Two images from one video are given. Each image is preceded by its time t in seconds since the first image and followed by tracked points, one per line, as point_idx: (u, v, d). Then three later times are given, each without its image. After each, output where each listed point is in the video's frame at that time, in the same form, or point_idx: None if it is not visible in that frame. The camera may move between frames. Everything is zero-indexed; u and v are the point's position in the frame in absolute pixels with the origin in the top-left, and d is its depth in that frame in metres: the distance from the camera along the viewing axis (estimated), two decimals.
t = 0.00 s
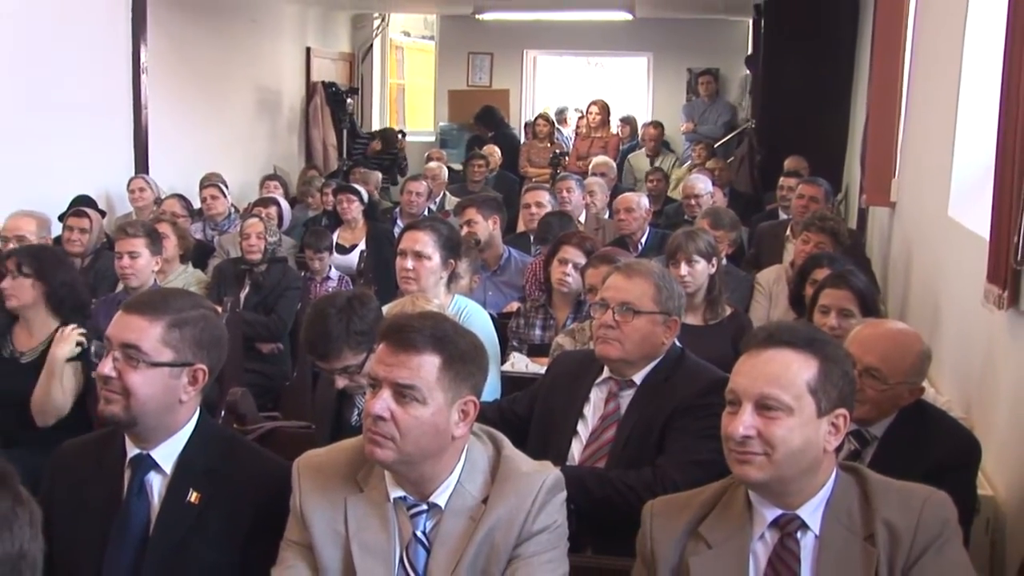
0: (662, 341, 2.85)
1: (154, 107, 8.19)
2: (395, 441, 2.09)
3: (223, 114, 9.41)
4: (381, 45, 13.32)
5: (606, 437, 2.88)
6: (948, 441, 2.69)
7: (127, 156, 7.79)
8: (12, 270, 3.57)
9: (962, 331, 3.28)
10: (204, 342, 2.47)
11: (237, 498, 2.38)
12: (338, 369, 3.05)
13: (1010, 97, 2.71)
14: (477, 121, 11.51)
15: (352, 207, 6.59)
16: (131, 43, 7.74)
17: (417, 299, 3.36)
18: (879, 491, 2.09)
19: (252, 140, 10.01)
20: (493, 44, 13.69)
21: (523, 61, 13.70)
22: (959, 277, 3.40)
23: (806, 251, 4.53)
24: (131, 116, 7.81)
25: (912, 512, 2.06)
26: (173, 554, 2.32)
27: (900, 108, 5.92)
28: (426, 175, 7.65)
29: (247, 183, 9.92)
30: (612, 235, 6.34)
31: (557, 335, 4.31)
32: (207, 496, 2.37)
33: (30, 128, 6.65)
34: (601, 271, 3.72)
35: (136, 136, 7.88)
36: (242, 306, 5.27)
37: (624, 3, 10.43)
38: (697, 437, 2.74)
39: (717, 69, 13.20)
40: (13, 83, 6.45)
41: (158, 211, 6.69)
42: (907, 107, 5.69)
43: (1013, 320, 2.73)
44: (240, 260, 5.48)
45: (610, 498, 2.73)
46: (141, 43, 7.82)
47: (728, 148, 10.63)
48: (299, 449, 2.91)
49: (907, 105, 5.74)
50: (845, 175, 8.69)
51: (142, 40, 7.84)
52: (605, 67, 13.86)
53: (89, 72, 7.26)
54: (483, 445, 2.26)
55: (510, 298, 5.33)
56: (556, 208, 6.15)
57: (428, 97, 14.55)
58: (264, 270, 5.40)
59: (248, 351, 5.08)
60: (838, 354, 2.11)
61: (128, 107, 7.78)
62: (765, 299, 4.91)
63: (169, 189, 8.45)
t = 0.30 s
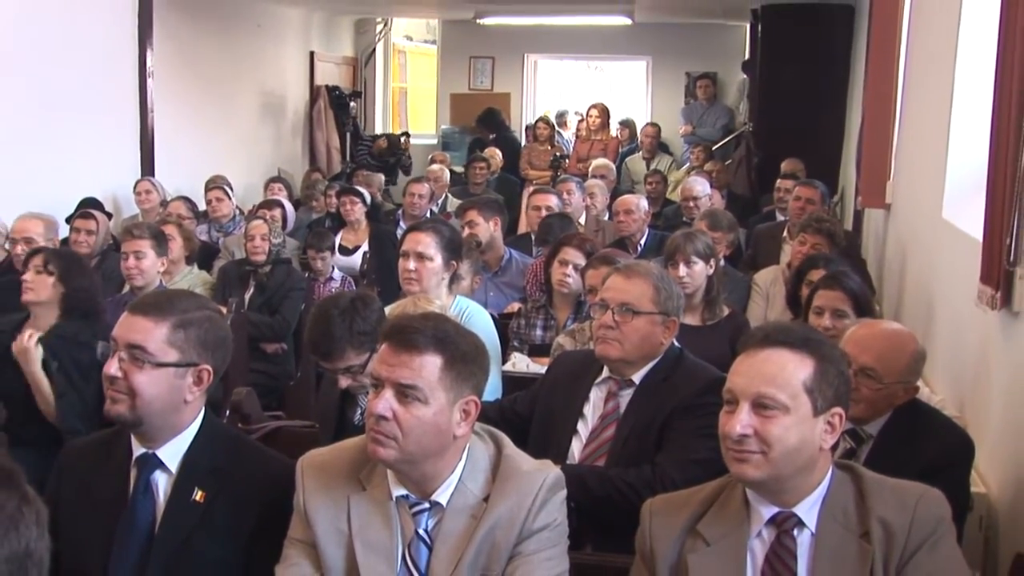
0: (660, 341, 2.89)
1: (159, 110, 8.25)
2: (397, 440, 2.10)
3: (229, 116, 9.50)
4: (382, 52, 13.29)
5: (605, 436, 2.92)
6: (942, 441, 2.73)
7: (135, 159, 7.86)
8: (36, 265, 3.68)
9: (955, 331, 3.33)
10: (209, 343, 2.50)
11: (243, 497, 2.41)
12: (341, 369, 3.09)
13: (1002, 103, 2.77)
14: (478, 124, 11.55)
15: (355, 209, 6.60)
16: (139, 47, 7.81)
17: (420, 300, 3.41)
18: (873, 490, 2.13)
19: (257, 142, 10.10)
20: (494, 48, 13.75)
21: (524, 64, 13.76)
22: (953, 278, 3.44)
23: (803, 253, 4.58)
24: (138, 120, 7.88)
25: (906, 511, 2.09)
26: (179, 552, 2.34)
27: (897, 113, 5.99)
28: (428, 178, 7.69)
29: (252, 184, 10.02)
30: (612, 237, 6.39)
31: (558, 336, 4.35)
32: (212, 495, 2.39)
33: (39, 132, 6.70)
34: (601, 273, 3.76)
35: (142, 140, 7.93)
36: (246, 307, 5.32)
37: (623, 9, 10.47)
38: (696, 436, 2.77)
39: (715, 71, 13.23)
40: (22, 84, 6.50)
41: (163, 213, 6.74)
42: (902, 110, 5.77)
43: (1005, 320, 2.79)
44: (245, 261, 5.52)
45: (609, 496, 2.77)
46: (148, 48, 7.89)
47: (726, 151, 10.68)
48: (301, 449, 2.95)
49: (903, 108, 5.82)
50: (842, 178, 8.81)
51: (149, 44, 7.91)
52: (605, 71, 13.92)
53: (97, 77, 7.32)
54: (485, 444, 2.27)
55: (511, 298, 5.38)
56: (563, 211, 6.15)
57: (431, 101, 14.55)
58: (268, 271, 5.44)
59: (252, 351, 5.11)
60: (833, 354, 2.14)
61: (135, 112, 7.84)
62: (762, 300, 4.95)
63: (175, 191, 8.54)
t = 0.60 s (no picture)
0: (656, 339, 2.92)
1: (163, 112, 8.45)
2: (396, 437, 2.13)
3: (231, 117, 9.68)
4: (382, 54, 13.31)
5: (602, 433, 2.96)
6: (933, 438, 2.78)
7: (137, 160, 8.06)
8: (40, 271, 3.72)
9: (948, 330, 3.37)
10: (212, 341, 2.51)
11: (246, 492, 2.42)
12: (343, 366, 3.13)
13: (993, 107, 2.81)
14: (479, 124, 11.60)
15: (355, 209, 6.63)
16: (142, 49, 8.01)
17: (418, 299, 3.55)
18: (866, 485, 2.16)
19: (258, 143, 10.28)
20: (492, 50, 13.80)
21: (522, 66, 13.81)
22: (945, 278, 3.49)
23: (797, 252, 4.62)
24: (140, 121, 8.06)
25: (898, 507, 2.12)
26: (181, 547, 2.36)
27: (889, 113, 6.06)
28: (427, 178, 7.74)
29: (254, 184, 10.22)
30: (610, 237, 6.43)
31: (555, 335, 4.39)
32: (215, 490, 2.40)
33: (40, 132, 6.90)
34: (598, 272, 3.80)
35: (144, 140, 8.13)
36: (247, 305, 5.37)
37: (621, 11, 10.51)
38: (692, 433, 2.82)
39: (710, 73, 13.22)
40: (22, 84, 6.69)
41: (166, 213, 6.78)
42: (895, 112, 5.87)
43: (995, 319, 2.85)
44: (247, 260, 5.53)
45: (606, 491, 2.81)
46: (151, 49, 8.08)
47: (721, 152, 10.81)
48: (304, 446, 2.99)
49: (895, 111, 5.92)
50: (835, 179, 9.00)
51: (152, 46, 8.10)
52: (602, 73, 14.13)
53: (99, 77, 7.51)
54: (483, 441, 2.30)
55: (509, 298, 5.40)
56: (563, 211, 6.16)
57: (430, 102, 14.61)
58: (270, 271, 5.47)
59: (254, 348, 5.16)
60: (827, 352, 2.17)
61: (138, 113, 8.04)
62: (756, 298, 5.02)
63: (178, 191, 8.72)
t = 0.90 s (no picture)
0: (655, 336, 2.96)
1: (168, 112, 8.64)
2: (398, 432, 2.17)
3: (236, 115, 9.93)
4: (384, 53, 13.45)
5: (601, 429, 3.00)
6: (927, 433, 2.82)
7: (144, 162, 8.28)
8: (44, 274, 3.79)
9: (943, 327, 3.41)
10: (217, 337, 2.54)
11: (250, 485, 2.44)
12: (346, 362, 3.17)
13: (986, 108, 2.85)
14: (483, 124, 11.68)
15: (357, 208, 6.69)
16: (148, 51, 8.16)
17: (421, 297, 3.59)
18: (861, 478, 2.19)
19: (262, 142, 10.50)
20: (493, 50, 13.83)
21: (521, 67, 13.84)
22: (940, 276, 3.53)
23: (794, 250, 4.67)
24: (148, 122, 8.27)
25: (893, 500, 2.15)
26: (186, 540, 2.38)
27: (882, 115, 6.18)
28: (428, 177, 7.78)
29: (257, 183, 10.45)
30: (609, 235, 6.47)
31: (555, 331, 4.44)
32: (220, 484, 2.43)
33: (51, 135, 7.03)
34: (598, 269, 3.83)
35: (150, 139, 8.30)
36: (252, 302, 5.42)
37: (620, 13, 10.51)
38: (690, 429, 2.86)
39: (707, 74, 13.27)
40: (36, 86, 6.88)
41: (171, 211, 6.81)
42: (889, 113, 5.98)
43: (988, 316, 2.90)
44: (251, 257, 5.65)
45: (604, 486, 2.85)
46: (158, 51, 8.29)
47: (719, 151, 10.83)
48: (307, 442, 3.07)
49: (889, 112, 6.04)
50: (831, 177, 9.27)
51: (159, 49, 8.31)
52: (601, 73, 14.12)
53: (110, 79, 7.71)
54: (484, 437, 2.34)
55: (509, 295, 5.43)
56: (563, 210, 6.20)
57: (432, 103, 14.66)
58: (274, 268, 5.54)
59: (258, 345, 5.17)
60: (824, 348, 2.20)
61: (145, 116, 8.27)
62: (754, 295, 5.07)
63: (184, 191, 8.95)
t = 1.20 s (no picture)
0: (650, 334, 3.01)
1: (170, 114, 8.85)
2: (398, 429, 2.21)
3: (238, 116, 10.11)
4: (384, 55, 13.69)
5: (599, 426, 3.05)
6: (919, 429, 2.87)
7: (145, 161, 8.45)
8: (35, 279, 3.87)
9: (936, 326, 3.46)
10: (219, 336, 2.58)
11: (251, 481, 2.48)
12: (346, 360, 3.22)
13: (976, 112, 2.91)
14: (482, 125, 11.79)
15: (358, 209, 6.73)
16: (151, 54, 8.40)
17: (420, 296, 3.65)
18: (853, 473, 2.23)
19: (263, 144, 10.68)
20: (491, 53, 13.88)
21: (519, 69, 13.88)
22: (932, 276, 3.58)
23: (787, 250, 4.71)
24: (150, 124, 8.48)
25: (885, 494, 2.19)
26: (189, 536, 2.41)
27: (876, 117, 6.29)
28: (427, 177, 7.83)
29: (258, 184, 10.63)
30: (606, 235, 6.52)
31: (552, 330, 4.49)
32: (223, 480, 2.46)
33: (47, 133, 7.20)
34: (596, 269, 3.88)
35: (153, 140, 8.53)
36: (253, 301, 5.46)
37: (615, 16, 10.57)
38: (686, 426, 2.90)
39: (702, 76, 13.31)
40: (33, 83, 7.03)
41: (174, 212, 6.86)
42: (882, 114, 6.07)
43: (979, 314, 2.95)
44: (253, 257, 5.69)
45: (601, 482, 2.89)
46: (160, 54, 8.46)
47: (714, 152, 10.80)
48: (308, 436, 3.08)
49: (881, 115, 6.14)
50: (823, 178, 9.43)
51: (161, 51, 8.47)
52: (597, 75, 14.05)
53: (109, 79, 7.87)
54: (482, 433, 2.38)
55: (507, 294, 5.46)
56: (561, 210, 6.24)
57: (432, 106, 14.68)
58: (275, 268, 5.59)
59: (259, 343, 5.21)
60: (817, 345, 2.24)
61: (147, 119, 8.45)
62: (748, 295, 5.10)
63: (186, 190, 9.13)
